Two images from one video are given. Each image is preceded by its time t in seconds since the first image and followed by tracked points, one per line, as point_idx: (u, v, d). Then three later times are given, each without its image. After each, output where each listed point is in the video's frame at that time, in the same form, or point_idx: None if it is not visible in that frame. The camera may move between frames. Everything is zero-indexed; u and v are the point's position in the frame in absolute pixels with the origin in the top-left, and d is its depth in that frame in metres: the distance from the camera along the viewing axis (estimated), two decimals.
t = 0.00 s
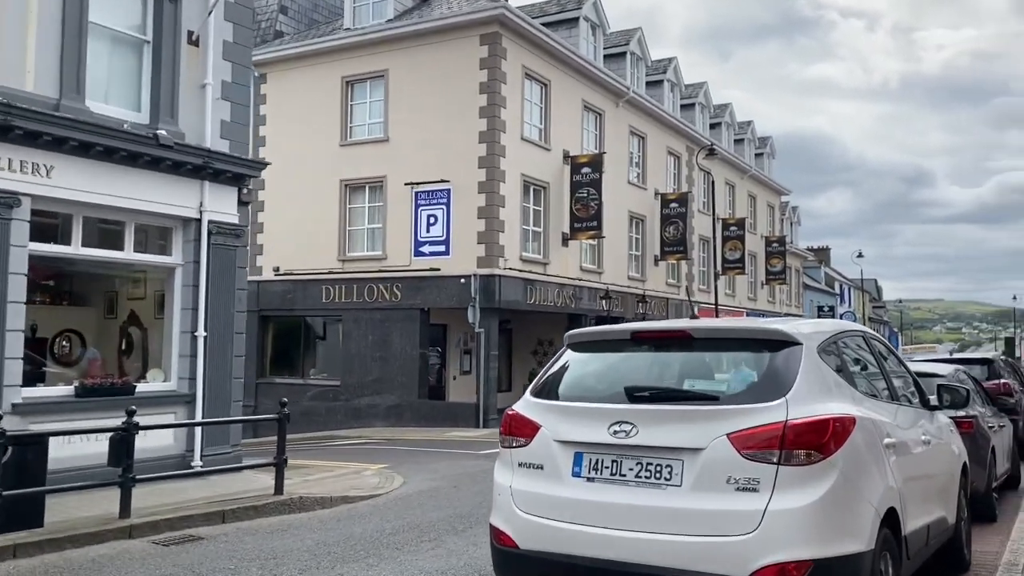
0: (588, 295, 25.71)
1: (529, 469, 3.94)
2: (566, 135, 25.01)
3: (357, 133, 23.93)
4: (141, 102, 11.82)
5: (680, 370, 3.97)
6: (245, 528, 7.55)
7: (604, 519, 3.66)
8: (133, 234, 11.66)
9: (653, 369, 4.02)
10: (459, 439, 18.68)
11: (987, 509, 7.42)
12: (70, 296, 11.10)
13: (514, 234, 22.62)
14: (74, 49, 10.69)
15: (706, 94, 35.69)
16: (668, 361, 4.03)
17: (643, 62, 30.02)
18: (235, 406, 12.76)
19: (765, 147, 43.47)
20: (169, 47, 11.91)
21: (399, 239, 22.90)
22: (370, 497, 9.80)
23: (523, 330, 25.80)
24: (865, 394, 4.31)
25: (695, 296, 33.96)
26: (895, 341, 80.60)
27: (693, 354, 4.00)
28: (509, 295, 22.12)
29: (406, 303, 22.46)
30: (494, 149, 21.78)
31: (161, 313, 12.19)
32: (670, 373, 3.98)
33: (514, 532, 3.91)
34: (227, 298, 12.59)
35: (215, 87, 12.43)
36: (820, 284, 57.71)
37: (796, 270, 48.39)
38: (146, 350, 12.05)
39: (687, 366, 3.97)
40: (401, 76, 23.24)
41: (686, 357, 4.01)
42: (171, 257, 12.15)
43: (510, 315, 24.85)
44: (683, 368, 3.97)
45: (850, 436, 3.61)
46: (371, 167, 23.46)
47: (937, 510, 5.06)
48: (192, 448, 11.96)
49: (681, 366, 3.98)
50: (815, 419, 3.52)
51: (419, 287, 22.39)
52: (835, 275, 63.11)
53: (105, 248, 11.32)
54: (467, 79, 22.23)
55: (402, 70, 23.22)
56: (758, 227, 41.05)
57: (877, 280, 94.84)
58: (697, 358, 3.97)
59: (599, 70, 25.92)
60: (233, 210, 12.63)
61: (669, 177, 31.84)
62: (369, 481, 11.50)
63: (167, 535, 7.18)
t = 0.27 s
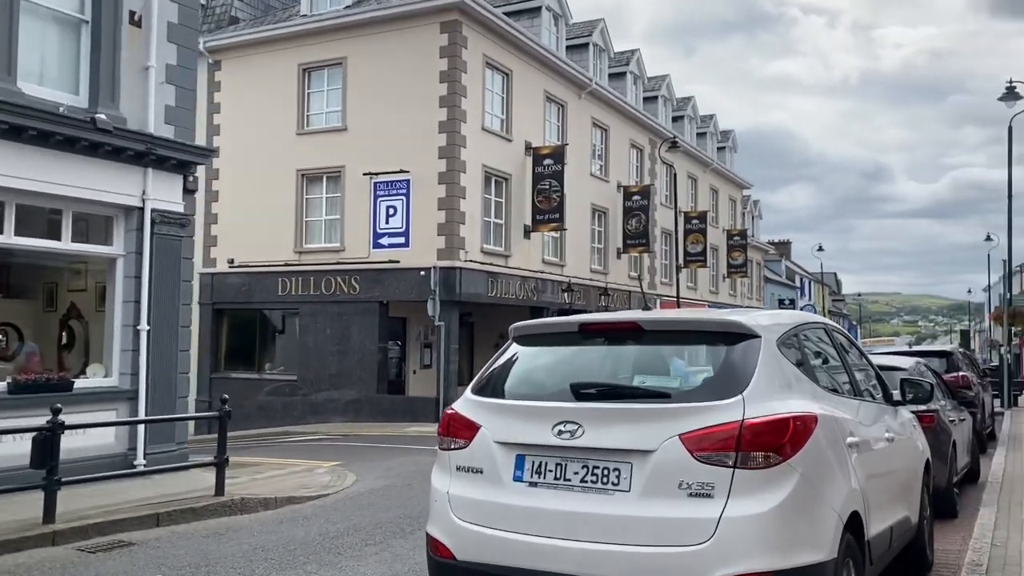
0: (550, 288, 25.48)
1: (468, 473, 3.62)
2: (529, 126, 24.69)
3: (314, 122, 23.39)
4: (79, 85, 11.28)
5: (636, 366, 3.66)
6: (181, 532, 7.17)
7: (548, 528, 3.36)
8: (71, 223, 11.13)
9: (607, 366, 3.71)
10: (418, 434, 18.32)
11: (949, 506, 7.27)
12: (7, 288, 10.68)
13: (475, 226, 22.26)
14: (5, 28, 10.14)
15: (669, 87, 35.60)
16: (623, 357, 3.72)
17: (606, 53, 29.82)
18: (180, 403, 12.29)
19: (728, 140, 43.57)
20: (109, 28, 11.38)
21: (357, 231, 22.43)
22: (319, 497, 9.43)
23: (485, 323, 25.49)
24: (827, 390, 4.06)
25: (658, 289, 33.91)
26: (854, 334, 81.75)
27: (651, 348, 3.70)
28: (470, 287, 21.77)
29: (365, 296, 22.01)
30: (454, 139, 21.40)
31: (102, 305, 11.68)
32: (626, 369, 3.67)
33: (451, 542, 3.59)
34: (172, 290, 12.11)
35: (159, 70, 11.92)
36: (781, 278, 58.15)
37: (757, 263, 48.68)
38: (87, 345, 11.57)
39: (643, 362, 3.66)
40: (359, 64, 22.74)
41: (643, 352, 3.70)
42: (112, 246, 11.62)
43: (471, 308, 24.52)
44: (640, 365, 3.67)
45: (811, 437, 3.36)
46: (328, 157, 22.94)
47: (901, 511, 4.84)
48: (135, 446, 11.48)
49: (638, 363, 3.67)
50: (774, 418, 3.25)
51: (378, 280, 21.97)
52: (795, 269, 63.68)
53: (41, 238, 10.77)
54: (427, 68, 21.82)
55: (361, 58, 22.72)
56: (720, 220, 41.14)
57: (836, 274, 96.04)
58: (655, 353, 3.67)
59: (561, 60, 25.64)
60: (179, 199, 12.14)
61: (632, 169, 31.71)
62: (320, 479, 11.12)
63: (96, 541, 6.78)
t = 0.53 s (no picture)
0: (500, 279, 25.20)
1: (386, 474, 3.29)
2: (479, 113, 24.33)
3: (258, 107, 22.74)
4: None
5: (575, 356, 3.34)
6: (97, 535, 6.73)
7: (470, 534, 3.05)
8: None
9: (544, 356, 3.39)
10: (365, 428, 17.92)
11: (896, 497, 7.15)
12: None
13: (424, 215, 21.85)
14: None
15: (622, 77, 35.50)
16: (561, 347, 3.40)
17: (558, 42, 29.57)
18: (109, 397, 11.74)
19: (679, 132, 43.69)
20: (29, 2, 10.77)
21: (303, 219, 21.88)
22: (252, 494, 9.03)
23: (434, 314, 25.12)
24: (772, 381, 3.83)
25: (610, 279, 33.86)
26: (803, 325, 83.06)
27: (592, 338, 3.38)
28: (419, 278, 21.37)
29: (311, 286, 21.50)
30: (403, 126, 20.96)
31: (25, 295, 11.03)
32: (563, 359, 3.35)
33: (367, 550, 3.26)
34: (100, 279, 11.54)
35: (85, 47, 11.33)
36: (731, 269, 58.73)
37: (708, 254, 49.01)
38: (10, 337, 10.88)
39: (583, 352, 3.34)
40: (304, 48, 22.15)
41: (584, 341, 3.38)
42: (35, 233, 11.00)
43: (421, 298, 24.13)
44: (579, 354, 3.35)
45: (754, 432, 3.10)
46: (273, 144, 22.32)
47: (848, 505, 4.65)
48: (60, 443, 10.92)
49: (577, 352, 3.35)
50: (713, 412, 2.99)
51: (324, 269, 21.46)
52: (745, 261, 64.35)
53: None
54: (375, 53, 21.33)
55: (306, 42, 22.13)
56: (671, 211, 41.27)
57: (786, 265, 97.49)
58: (596, 343, 3.35)
59: (512, 48, 25.32)
60: (107, 183, 11.57)
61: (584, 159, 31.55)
62: (256, 475, 10.69)
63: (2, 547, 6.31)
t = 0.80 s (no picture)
0: (441, 268, 24.85)
1: (281, 483, 2.99)
2: (420, 100, 23.87)
3: (190, 90, 21.95)
4: None
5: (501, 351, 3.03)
6: None
7: (370, 549, 2.76)
8: None
9: (465, 349, 3.08)
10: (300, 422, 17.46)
11: (830, 490, 7.07)
12: None
13: (363, 203, 21.35)
14: None
15: (565, 66, 35.31)
16: (486, 340, 3.09)
17: (501, 28, 29.22)
18: (22, 392, 11.12)
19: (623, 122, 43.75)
20: None
21: (236, 207, 21.21)
22: (172, 493, 8.59)
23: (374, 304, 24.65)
24: (702, 375, 3.61)
25: (553, 269, 33.75)
26: (743, 314, 84.38)
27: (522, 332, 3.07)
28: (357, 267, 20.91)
29: (246, 275, 20.89)
30: (340, 112, 20.43)
31: None
32: (487, 352, 3.04)
33: (260, 568, 2.95)
34: (10, 267, 10.90)
35: None
36: (674, 259, 59.22)
37: (651, 245, 49.29)
38: None
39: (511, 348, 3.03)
40: (238, 29, 21.42)
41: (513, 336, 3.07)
42: None
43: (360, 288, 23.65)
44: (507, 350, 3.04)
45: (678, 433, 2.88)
46: (205, 128, 21.57)
47: (780, 501, 4.48)
48: None
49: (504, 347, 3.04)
50: (634, 413, 2.75)
51: (259, 259, 20.86)
52: (687, 251, 64.97)
53: None
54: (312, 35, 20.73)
55: (240, 23, 21.41)
56: (614, 201, 41.33)
57: (726, 256, 98.90)
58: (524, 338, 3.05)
59: (455, 33, 24.90)
60: (18, 166, 10.92)
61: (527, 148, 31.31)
62: (179, 473, 10.23)
63: None
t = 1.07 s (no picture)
0: (372, 256, 24.33)
1: (138, 499, 2.63)
2: (349, 84, 23.25)
3: (105, 69, 20.95)
4: None
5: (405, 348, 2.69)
6: None
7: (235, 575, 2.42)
8: None
9: (366, 347, 2.75)
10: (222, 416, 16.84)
11: (756, 482, 6.95)
12: None
13: (289, 188, 20.70)
14: None
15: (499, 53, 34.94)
16: (391, 336, 2.75)
17: (433, 12, 28.69)
18: None
19: (558, 111, 43.61)
20: None
21: (155, 192, 20.37)
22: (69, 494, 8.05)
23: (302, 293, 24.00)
24: (615, 371, 3.35)
25: (488, 258, 33.45)
26: (676, 303, 85.43)
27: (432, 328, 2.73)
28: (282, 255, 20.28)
29: (164, 263, 20.11)
30: (264, 94, 19.73)
31: None
32: (390, 352, 2.70)
33: None
34: None
35: None
36: (608, 248, 59.50)
37: (586, 234, 49.36)
38: None
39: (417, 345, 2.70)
40: (156, 6, 20.51)
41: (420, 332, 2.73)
42: None
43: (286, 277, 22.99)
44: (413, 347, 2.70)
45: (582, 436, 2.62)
46: (121, 110, 20.61)
47: (700, 499, 4.30)
48: None
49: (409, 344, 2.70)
50: (534, 416, 2.48)
51: (179, 246, 20.10)
52: (622, 240, 65.35)
53: None
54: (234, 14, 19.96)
55: None
56: (549, 190, 41.20)
57: (660, 245, 100.02)
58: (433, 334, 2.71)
59: (385, 16, 24.31)
60: None
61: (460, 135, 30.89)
62: (83, 472, 9.65)
63: None
